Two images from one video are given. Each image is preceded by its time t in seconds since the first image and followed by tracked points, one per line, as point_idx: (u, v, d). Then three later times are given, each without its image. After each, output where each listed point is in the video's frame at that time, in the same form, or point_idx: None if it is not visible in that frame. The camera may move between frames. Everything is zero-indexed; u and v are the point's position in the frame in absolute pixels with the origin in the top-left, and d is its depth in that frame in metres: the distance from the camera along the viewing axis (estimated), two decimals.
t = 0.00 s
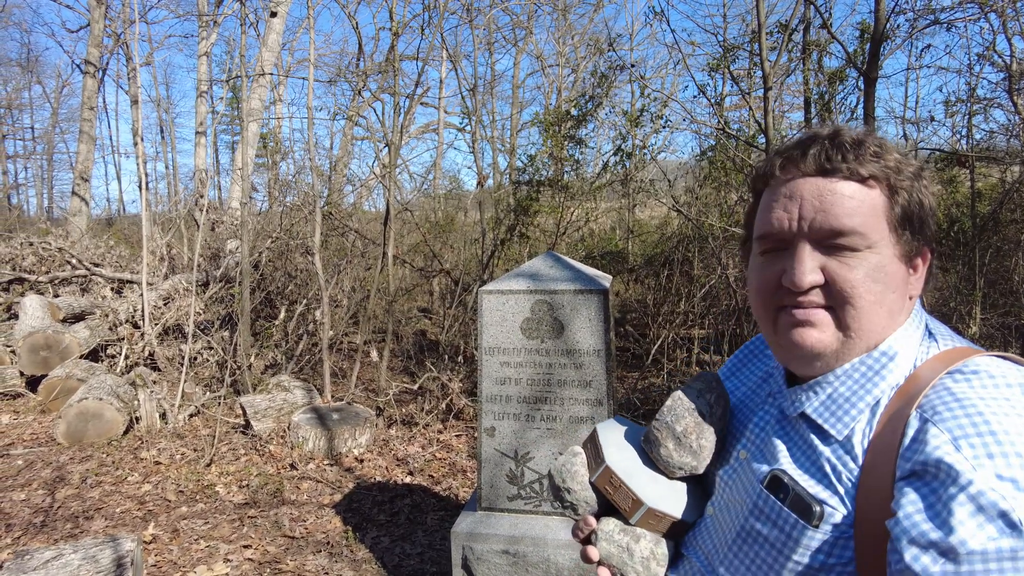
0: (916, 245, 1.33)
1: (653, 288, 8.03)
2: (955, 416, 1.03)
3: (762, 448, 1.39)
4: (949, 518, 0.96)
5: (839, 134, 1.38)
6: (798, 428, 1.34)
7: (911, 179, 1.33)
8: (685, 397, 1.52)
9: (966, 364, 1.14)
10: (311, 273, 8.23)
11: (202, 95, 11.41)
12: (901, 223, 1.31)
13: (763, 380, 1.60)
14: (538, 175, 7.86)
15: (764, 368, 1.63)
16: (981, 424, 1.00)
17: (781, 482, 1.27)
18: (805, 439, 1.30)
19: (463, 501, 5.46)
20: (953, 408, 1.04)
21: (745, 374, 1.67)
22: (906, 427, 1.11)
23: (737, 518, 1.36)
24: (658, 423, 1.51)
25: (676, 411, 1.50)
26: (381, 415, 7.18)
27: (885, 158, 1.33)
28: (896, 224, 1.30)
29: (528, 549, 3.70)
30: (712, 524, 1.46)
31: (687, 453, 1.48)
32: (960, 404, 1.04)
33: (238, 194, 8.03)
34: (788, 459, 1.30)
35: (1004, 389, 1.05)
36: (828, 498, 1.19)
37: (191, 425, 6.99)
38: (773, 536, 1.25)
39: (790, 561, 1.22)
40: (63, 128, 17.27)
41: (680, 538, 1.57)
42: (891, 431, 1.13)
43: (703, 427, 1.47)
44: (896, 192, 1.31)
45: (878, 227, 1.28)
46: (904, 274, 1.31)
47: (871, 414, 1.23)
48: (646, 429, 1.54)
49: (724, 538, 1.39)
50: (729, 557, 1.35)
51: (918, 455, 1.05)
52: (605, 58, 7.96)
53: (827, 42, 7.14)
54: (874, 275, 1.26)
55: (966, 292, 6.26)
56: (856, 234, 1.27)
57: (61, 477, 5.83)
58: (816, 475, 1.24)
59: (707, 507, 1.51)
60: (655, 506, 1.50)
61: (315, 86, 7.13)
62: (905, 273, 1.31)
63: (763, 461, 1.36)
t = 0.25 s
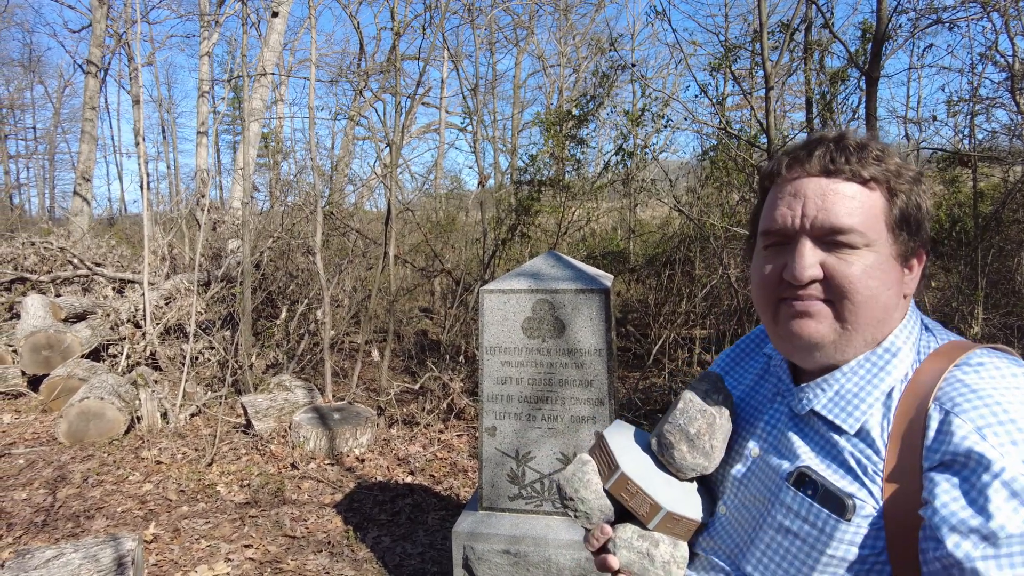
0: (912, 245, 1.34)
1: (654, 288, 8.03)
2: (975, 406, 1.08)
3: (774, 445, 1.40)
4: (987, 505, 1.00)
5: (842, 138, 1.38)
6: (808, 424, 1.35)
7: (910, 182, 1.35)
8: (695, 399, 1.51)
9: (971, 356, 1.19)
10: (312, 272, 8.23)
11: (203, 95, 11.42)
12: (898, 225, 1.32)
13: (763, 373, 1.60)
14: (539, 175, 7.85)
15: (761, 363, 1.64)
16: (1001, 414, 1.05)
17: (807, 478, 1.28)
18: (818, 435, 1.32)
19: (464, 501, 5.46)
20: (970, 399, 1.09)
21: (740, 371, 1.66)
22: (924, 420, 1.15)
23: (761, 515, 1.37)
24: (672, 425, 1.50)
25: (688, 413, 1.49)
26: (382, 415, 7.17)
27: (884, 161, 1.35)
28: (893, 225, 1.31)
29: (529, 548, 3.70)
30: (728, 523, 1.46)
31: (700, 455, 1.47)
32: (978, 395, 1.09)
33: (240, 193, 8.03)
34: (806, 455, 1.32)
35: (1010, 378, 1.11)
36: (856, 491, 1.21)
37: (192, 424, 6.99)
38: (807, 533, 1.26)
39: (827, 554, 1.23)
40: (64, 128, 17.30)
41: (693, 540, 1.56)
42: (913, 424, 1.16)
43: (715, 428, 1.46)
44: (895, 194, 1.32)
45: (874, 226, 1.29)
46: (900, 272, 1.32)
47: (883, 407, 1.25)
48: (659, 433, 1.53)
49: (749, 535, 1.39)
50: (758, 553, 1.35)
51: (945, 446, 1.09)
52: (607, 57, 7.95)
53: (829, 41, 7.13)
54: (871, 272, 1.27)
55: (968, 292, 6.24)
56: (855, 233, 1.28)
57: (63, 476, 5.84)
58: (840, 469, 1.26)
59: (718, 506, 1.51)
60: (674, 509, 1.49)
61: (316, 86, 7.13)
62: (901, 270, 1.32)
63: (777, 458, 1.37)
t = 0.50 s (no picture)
0: (900, 248, 1.34)
1: (656, 288, 8.02)
2: (983, 403, 1.09)
3: (785, 449, 1.40)
4: (1008, 498, 1.02)
5: (827, 147, 1.38)
6: (818, 426, 1.35)
7: (896, 189, 1.35)
8: (709, 405, 1.50)
9: (971, 354, 1.21)
10: (314, 272, 8.23)
11: (205, 95, 11.43)
12: (884, 230, 1.32)
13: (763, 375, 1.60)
14: (541, 175, 7.83)
15: (760, 365, 1.63)
16: (1008, 409, 1.07)
17: (826, 480, 1.28)
18: (829, 437, 1.32)
19: (466, 502, 5.45)
20: (978, 396, 1.10)
21: (740, 372, 1.65)
22: (934, 418, 1.16)
23: (779, 518, 1.36)
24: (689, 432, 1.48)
25: (707, 421, 1.47)
26: (383, 415, 7.17)
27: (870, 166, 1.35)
28: (879, 230, 1.31)
29: (531, 550, 3.69)
30: (744, 526, 1.45)
31: (720, 462, 1.45)
32: (985, 393, 1.10)
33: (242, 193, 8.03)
34: (820, 456, 1.32)
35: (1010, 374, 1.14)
36: (876, 491, 1.21)
37: (194, 424, 6.99)
38: (832, 534, 1.25)
39: (851, 553, 1.22)
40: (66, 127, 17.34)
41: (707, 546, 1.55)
42: (923, 423, 1.17)
43: (732, 433, 1.46)
44: (879, 200, 1.32)
45: (858, 231, 1.29)
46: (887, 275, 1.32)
47: (891, 407, 1.26)
48: (679, 442, 1.51)
49: (767, 538, 1.39)
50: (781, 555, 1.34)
51: (958, 443, 1.10)
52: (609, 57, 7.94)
53: (831, 41, 7.11)
54: (858, 276, 1.28)
55: (970, 292, 6.22)
56: (841, 238, 1.29)
57: (65, 476, 5.84)
58: (856, 469, 1.26)
59: (731, 510, 1.50)
60: (699, 518, 1.47)
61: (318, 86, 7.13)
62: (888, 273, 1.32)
63: (789, 461, 1.37)
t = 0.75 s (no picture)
0: (903, 249, 1.33)
1: (657, 289, 8.01)
2: (991, 406, 1.08)
3: (791, 451, 1.40)
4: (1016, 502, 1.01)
5: (829, 147, 1.37)
6: (824, 429, 1.34)
7: (898, 189, 1.34)
8: (706, 405, 1.50)
9: (977, 355, 1.20)
10: (315, 273, 8.22)
11: (207, 95, 11.43)
12: (886, 231, 1.31)
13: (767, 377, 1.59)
14: (542, 175, 7.82)
15: (764, 367, 1.63)
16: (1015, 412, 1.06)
17: (832, 482, 1.28)
18: (836, 440, 1.32)
19: (467, 502, 5.44)
20: (985, 399, 1.10)
21: (744, 375, 1.65)
22: (943, 421, 1.15)
23: (785, 520, 1.36)
24: (685, 434, 1.48)
25: (701, 421, 1.47)
26: (384, 415, 7.17)
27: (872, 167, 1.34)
28: (880, 231, 1.30)
29: (533, 551, 3.68)
30: (749, 527, 1.45)
31: (715, 461, 1.45)
32: (992, 395, 1.10)
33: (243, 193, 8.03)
34: (826, 458, 1.31)
35: (1016, 376, 1.13)
36: (883, 493, 1.21)
37: (195, 424, 6.99)
38: (839, 535, 1.24)
39: (858, 555, 1.21)
40: (68, 126, 17.37)
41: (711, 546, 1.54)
42: (931, 425, 1.17)
43: (728, 433, 1.46)
44: (881, 200, 1.31)
45: (858, 233, 1.28)
46: (889, 277, 1.31)
47: (897, 409, 1.25)
48: (673, 443, 1.50)
49: (772, 540, 1.38)
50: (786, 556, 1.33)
51: (965, 446, 1.09)
52: (610, 57, 7.94)
53: (833, 41, 7.10)
54: (858, 277, 1.27)
55: (973, 293, 6.21)
56: (841, 239, 1.28)
57: (66, 476, 5.84)
58: (862, 472, 1.25)
59: (735, 511, 1.49)
60: (695, 517, 1.45)
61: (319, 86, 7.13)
62: (889, 275, 1.31)
63: (795, 463, 1.37)
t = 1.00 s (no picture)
0: (914, 248, 1.31)
1: (658, 289, 8.01)
2: (996, 408, 1.07)
3: (795, 450, 1.39)
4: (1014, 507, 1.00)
5: (837, 144, 1.36)
6: (828, 429, 1.34)
7: (908, 186, 1.32)
8: (713, 403, 1.50)
9: (987, 356, 1.18)
10: (316, 273, 8.22)
11: (208, 96, 11.44)
12: (895, 229, 1.30)
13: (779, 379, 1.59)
14: (544, 175, 7.81)
15: (779, 368, 1.62)
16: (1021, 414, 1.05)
17: (831, 482, 1.28)
18: (839, 440, 1.31)
19: (468, 503, 5.44)
20: (992, 400, 1.08)
21: (758, 376, 1.65)
22: (947, 423, 1.14)
23: (783, 520, 1.35)
24: (688, 429, 1.48)
25: (707, 417, 1.47)
26: (385, 415, 7.17)
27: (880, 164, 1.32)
28: (888, 230, 1.29)
29: (534, 551, 3.68)
30: (749, 527, 1.44)
31: (719, 460, 1.45)
32: (999, 397, 1.08)
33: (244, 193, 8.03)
34: (828, 458, 1.31)
35: None
36: (882, 495, 1.20)
37: (196, 424, 7.00)
38: (834, 536, 1.24)
39: (852, 557, 1.21)
40: (70, 127, 17.41)
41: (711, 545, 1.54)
42: (933, 427, 1.16)
43: (733, 432, 1.45)
44: (890, 198, 1.30)
45: (864, 232, 1.28)
46: (897, 277, 1.29)
47: (902, 410, 1.24)
48: (678, 438, 1.50)
49: (770, 540, 1.38)
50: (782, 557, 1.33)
51: (967, 448, 1.08)
52: (611, 57, 7.93)
53: (835, 41, 7.09)
54: (863, 277, 1.26)
55: (974, 294, 6.20)
56: (845, 238, 1.28)
57: (67, 476, 5.84)
58: (862, 472, 1.25)
59: (737, 510, 1.49)
60: (694, 515, 1.46)
61: (321, 86, 7.13)
62: (898, 275, 1.30)
63: (798, 463, 1.37)
